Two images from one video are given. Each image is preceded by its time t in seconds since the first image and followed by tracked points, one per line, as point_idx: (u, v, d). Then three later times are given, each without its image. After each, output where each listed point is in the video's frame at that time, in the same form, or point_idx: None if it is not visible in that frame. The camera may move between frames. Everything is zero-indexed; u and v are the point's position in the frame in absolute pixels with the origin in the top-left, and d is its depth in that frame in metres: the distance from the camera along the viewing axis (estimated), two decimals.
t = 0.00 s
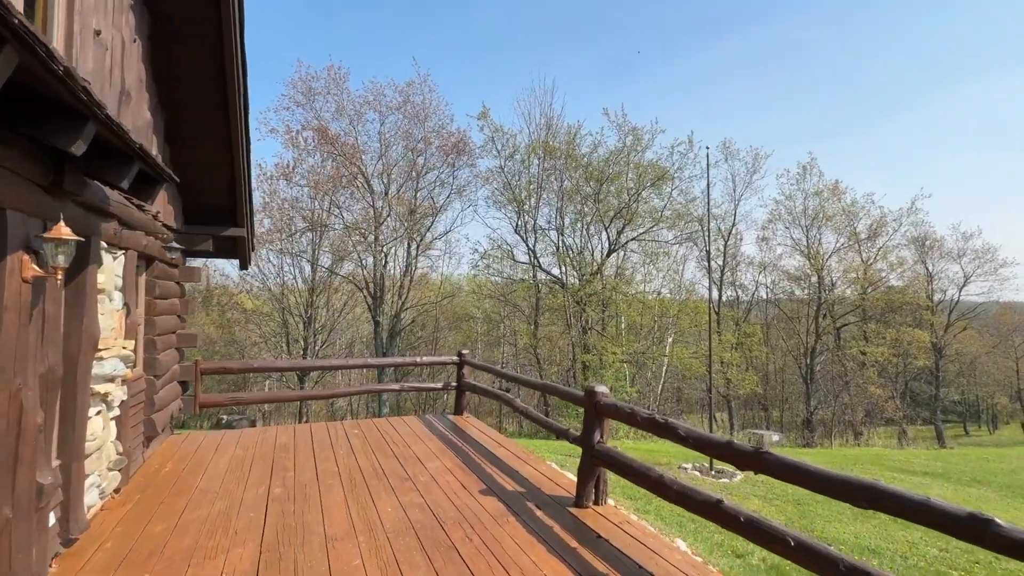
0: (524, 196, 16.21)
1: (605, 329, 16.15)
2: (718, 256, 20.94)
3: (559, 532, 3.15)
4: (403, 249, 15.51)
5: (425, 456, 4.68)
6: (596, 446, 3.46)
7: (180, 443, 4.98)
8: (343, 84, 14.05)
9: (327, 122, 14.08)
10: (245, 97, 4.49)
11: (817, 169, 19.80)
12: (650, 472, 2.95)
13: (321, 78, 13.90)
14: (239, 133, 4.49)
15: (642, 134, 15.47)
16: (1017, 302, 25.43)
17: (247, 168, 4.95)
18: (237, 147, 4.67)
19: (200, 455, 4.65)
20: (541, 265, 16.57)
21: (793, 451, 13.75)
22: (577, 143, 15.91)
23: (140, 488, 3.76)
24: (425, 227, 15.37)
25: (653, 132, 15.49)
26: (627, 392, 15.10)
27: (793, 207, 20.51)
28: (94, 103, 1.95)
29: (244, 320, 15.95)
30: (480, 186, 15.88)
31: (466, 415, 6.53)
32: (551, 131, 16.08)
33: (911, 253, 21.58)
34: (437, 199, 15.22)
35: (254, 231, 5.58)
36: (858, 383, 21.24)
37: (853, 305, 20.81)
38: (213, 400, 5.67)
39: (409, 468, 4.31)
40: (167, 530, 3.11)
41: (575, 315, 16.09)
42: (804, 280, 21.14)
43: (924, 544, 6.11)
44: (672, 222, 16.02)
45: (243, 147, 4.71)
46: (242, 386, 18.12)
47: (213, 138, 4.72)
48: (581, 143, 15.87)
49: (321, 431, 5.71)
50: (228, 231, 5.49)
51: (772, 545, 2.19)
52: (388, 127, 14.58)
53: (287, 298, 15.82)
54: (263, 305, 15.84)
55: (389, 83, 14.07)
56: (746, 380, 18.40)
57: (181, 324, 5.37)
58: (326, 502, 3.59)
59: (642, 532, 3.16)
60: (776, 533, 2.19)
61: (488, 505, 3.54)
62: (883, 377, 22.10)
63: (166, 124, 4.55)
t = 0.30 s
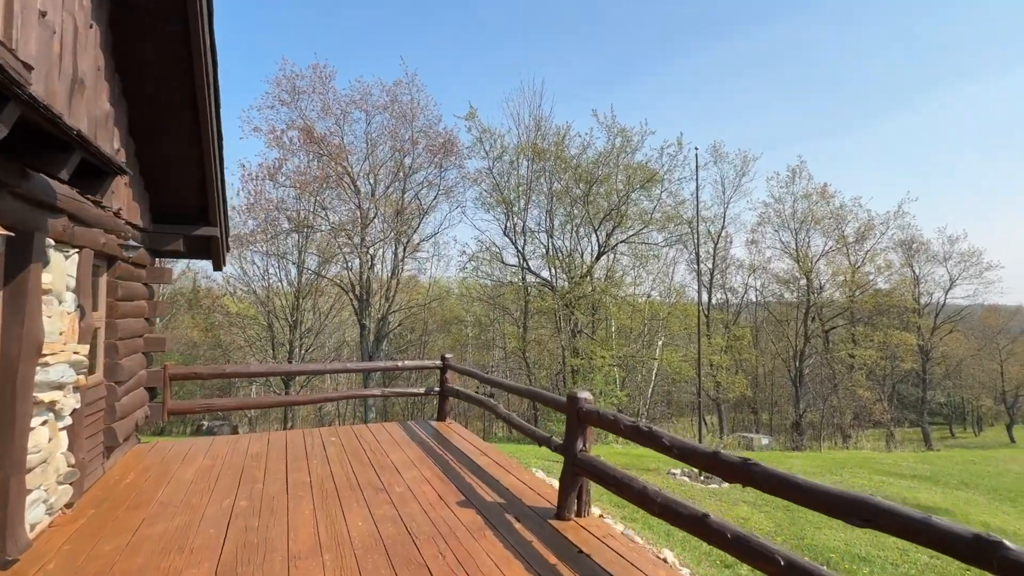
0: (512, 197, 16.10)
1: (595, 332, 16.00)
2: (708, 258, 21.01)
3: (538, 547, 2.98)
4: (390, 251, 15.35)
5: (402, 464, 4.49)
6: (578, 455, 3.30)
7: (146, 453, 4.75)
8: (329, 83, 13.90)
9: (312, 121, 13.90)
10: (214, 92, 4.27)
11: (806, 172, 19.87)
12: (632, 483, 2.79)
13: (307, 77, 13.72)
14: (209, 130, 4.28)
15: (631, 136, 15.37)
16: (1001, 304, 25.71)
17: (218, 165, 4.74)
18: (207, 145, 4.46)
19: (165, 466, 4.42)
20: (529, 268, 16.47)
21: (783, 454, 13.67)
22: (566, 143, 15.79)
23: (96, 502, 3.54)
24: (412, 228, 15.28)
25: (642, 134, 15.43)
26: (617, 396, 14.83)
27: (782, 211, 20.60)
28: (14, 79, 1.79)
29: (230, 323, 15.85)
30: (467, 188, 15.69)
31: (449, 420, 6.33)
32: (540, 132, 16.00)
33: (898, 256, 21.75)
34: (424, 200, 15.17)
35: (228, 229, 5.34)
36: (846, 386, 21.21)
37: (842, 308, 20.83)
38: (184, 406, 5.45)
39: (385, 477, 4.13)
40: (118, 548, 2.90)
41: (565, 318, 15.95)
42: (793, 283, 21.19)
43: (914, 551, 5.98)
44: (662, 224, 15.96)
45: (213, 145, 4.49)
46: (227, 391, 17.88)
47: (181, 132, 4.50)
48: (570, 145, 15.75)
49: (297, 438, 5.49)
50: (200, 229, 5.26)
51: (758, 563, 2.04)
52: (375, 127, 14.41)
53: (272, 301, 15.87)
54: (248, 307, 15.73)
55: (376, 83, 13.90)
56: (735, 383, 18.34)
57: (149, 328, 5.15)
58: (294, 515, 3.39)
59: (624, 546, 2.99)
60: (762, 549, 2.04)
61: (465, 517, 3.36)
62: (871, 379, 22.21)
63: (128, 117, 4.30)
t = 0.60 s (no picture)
0: (495, 198, 15.96)
1: (580, 334, 15.85)
2: (692, 261, 21.12)
3: (510, 565, 2.80)
4: (371, 253, 15.11)
5: (373, 475, 4.28)
6: (554, 466, 3.12)
7: (99, 465, 4.47)
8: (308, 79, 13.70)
9: (290, 119, 13.67)
10: (172, 84, 4.04)
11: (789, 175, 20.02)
12: (608, 496, 2.63)
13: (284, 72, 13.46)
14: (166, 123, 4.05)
15: (615, 137, 15.29)
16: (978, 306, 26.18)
17: (178, 161, 4.51)
18: (165, 139, 4.22)
19: (119, 479, 4.16)
20: (514, 269, 16.34)
21: (766, 456, 13.65)
22: (550, 144, 15.70)
23: (36, 520, 3.28)
24: (393, 227, 15.08)
25: (626, 136, 15.38)
26: (602, 399, 14.68)
27: (765, 213, 20.76)
28: None
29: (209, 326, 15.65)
30: (450, 189, 15.48)
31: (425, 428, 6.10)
32: (525, 134, 15.91)
33: (877, 258, 22.05)
34: (405, 200, 15.02)
35: (191, 228, 5.10)
36: (829, 387, 21.35)
37: (823, 309, 21.00)
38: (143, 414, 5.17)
39: (354, 489, 3.92)
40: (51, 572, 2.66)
41: (549, 319, 15.81)
42: (776, 285, 21.33)
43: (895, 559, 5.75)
44: (646, 225, 15.90)
45: (172, 139, 4.26)
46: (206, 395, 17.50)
47: (138, 126, 4.27)
48: (554, 146, 15.66)
49: (265, 447, 5.24)
50: (161, 228, 5.01)
51: None
52: (356, 125, 14.19)
53: (251, 303, 15.49)
54: (225, 310, 15.43)
55: (357, 81, 13.67)
56: (719, 386, 18.37)
57: (105, 331, 4.88)
58: (250, 532, 3.17)
59: (599, 562, 2.82)
60: (744, 571, 1.88)
61: (435, 533, 3.16)
62: (852, 381, 22.44)
63: (80, 107, 4.07)
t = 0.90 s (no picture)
0: (476, 198, 15.78)
1: (562, 336, 15.73)
2: (673, 262, 21.25)
3: None
4: (347, 253, 14.82)
5: (340, 485, 4.07)
6: (527, 474, 2.96)
7: (46, 476, 4.20)
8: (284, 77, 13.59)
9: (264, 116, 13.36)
10: (122, 71, 3.75)
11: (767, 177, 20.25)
12: (583, 508, 2.48)
13: (258, 67, 13.19)
14: (117, 117, 3.78)
15: (597, 137, 15.22)
16: (948, 307, 26.87)
17: (133, 155, 4.23)
18: (117, 131, 3.95)
19: (64, 491, 3.88)
20: (494, 270, 16.23)
21: (745, 456, 13.71)
22: (531, 144, 15.61)
23: None
24: (370, 226, 14.84)
25: (607, 136, 15.32)
26: (583, 401, 14.56)
27: (744, 216, 20.96)
28: None
29: (183, 328, 15.41)
30: (430, 187, 15.23)
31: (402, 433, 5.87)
32: (505, 133, 15.80)
33: (853, 260, 22.48)
34: (379, 196, 14.76)
35: (148, 224, 4.81)
36: (806, 387, 21.62)
37: (801, 310, 21.28)
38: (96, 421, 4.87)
39: (317, 501, 3.71)
40: None
41: (530, 319, 15.66)
42: (754, 286, 21.56)
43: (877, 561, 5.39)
44: (627, 227, 15.86)
45: (125, 131, 3.99)
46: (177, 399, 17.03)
47: (87, 114, 3.99)
48: (535, 146, 15.56)
49: (228, 456, 4.98)
50: (114, 224, 4.71)
51: None
52: (332, 122, 13.96)
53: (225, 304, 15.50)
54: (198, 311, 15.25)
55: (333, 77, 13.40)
56: (699, 387, 18.46)
57: (53, 334, 4.58)
58: (202, 549, 2.96)
59: None
60: None
61: (400, 547, 2.98)
62: (829, 381, 22.79)
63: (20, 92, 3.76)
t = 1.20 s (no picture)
0: (454, 197, 15.55)
1: (541, 336, 15.61)
2: (652, 263, 21.34)
3: None
4: (320, 253, 14.46)
5: (301, 496, 3.82)
6: (498, 485, 2.78)
7: None
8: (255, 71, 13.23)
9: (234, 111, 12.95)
10: (68, 60, 3.40)
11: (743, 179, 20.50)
12: (555, 522, 2.30)
13: (229, 61, 12.83)
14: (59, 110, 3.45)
15: (576, 137, 15.14)
16: (916, 307, 27.60)
17: (79, 150, 3.93)
18: (60, 123, 3.61)
19: None
20: (472, 270, 16.05)
21: (723, 457, 13.72)
22: (510, 143, 15.48)
23: None
24: (344, 225, 14.52)
25: (586, 136, 15.25)
26: (562, 402, 14.37)
27: (722, 217, 21.16)
28: None
29: (151, 330, 14.94)
30: (407, 186, 14.97)
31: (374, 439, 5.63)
32: (484, 132, 15.65)
33: (826, 262, 22.91)
34: (353, 193, 14.47)
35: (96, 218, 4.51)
36: (782, 387, 21.86)
37: (776, 311, 21.54)
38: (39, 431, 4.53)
39: (275, 514, 3.47)
40: None
41: (508, 319, 15.50)
42: (731, 287, 21.80)
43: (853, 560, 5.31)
44: (606, 227, 15.84)
45: (69, 123, 3.66)
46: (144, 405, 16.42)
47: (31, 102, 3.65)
48: (514, 145, 15.43)
49: (183, 466, 4.68)
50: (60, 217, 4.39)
51: None
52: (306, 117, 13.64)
53: (196, 305, 15.19)
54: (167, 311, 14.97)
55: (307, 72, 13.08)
56: (678, 387, 18.51)
57: None
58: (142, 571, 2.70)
59: None
60: None
61: (361, 564, 2.77)
62: (804, 381, 23.12)
63: None
